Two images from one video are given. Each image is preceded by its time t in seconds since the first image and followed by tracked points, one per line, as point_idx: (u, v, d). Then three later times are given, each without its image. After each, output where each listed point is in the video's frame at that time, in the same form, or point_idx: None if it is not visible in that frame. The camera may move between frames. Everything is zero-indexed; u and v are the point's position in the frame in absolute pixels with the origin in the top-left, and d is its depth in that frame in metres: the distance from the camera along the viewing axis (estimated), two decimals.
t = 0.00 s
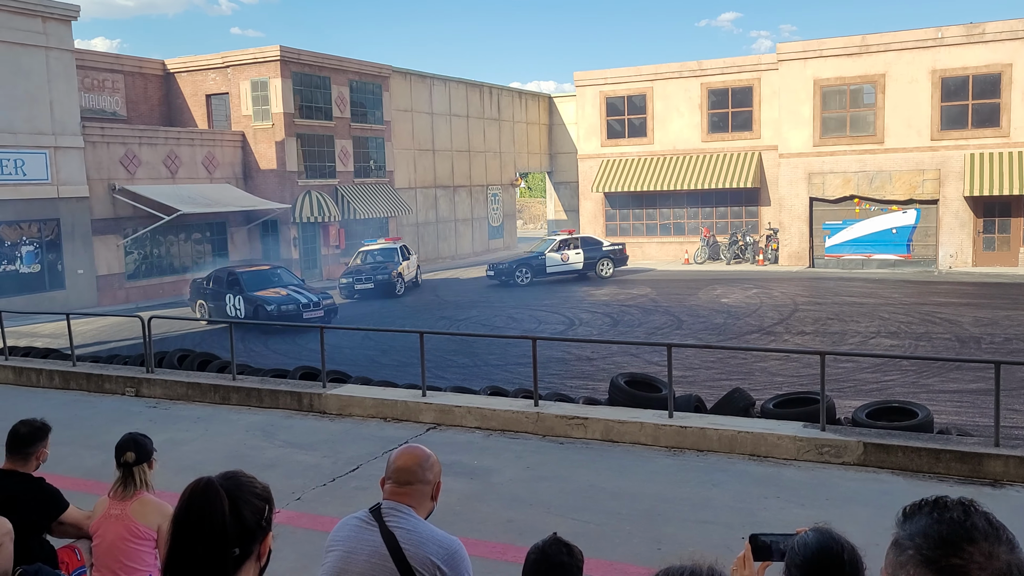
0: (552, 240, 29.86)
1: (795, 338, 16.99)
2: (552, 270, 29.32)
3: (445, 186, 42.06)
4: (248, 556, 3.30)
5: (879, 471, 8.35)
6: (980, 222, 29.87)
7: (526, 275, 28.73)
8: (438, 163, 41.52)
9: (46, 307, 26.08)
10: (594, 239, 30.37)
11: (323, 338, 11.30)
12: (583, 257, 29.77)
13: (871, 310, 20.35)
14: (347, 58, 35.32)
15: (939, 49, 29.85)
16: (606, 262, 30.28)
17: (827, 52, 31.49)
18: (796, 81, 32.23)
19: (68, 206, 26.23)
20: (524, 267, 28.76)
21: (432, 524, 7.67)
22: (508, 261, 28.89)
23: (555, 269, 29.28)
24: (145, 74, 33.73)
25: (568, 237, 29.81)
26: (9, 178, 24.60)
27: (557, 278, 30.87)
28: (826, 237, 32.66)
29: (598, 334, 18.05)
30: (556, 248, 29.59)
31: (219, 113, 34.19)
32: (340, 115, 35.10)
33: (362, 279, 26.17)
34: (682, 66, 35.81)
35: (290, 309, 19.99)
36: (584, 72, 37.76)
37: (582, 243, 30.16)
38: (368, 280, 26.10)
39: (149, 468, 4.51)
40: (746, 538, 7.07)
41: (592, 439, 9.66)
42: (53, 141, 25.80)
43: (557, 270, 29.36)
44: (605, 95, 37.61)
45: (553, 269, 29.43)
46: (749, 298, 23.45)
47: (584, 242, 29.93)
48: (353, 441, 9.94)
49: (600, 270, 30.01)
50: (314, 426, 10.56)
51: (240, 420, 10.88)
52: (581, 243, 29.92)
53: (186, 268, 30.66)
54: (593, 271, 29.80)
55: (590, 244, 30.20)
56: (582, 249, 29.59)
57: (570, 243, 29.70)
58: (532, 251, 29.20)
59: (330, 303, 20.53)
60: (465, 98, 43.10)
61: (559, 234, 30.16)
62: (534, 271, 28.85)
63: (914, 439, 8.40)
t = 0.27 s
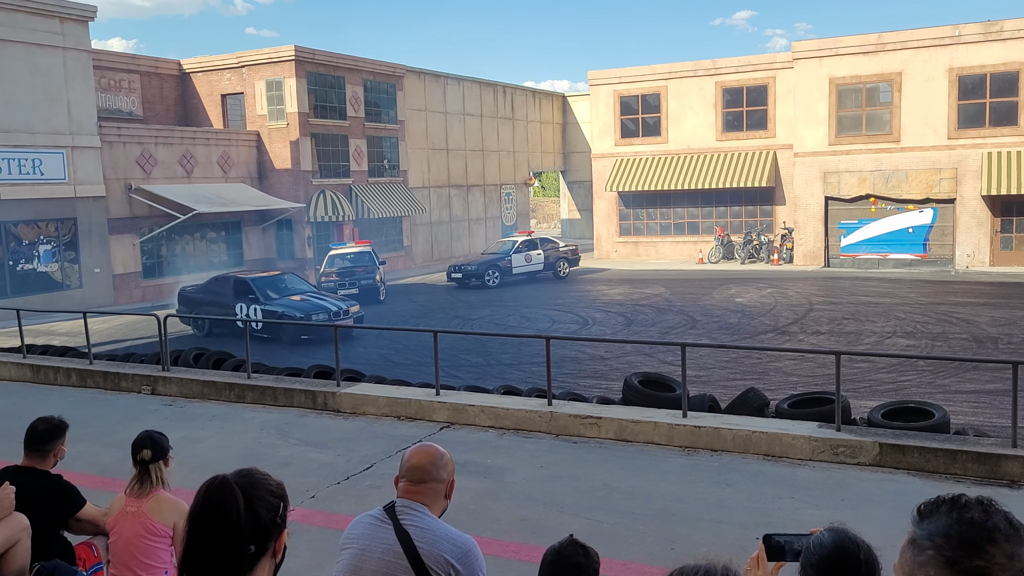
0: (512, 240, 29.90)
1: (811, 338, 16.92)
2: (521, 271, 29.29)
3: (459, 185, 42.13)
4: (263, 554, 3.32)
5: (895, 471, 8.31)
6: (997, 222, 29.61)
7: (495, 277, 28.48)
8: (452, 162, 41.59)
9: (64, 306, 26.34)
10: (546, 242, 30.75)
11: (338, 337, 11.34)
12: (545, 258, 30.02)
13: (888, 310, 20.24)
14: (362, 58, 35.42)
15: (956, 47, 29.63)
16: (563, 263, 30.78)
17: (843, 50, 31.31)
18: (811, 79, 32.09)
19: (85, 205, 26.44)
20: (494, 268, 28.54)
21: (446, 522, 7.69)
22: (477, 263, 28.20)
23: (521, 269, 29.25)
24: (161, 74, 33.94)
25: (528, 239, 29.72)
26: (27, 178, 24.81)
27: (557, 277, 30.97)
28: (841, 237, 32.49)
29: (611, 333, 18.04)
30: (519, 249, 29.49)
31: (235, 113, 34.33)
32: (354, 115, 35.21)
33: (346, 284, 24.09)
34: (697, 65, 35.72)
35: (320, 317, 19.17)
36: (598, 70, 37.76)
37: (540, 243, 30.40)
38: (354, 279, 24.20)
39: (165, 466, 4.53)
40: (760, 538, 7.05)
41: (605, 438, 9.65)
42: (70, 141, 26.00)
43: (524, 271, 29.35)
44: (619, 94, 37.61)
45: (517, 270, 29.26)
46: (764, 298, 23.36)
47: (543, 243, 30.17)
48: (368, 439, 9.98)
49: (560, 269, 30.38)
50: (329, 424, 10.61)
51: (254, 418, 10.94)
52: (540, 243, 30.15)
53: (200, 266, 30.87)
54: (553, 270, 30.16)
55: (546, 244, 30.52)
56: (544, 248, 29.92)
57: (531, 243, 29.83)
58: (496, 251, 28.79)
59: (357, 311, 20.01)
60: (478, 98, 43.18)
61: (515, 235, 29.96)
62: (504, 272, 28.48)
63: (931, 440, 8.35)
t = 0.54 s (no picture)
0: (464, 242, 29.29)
1: (816, 337, 16.90)
2: (479, 272, 28.79)
3: (464, 183, 42.16)
4: (268, 551, 3.33)
5: (900, 471, 8.28)
6: (1003, 221, 29.49)
7: (455, 279, 27.86)
8: (457, 160, 41.63)
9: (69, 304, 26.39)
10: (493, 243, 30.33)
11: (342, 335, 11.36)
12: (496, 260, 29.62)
13: (893, 309, 20.21)
14: (367, 56, 35.46)
15: (963, 45, 29.53)
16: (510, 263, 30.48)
17: (849, 49, 31.25)
18: (816, 78, 32.04)
19: (91, 204, 26.51)
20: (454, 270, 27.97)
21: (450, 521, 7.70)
22: (436, 264, 27.51)
23: (478, 271, 28.71)
24: (167, 73, 34.01)
25: (477, 240, 29.31)
26: (33, 176, 24.88)
27: (562, 277, 30.97)
28: (847, 236, 32.43)
29: (616, 332, 18.04)
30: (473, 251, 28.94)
31: (240, 111, 34.39)
32: (359, 113, 35.24)
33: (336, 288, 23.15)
34: (702, 64, 35.66)
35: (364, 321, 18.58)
36: (603, 69, 37.78)
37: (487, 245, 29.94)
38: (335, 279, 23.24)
39: (170, 464, 4.55)
40: (764, 538, 7.03)
41: (610, 437, 9.65)
42: (76, 139, 26.06)
43: (481, 273, 28.86)
44: (624, 93, 37.61)
45: (475, 271, 28.61)
46: (769, 296, 23.33)
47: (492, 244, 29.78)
48: (372, 437, 9.99)
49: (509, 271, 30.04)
50: (334, 422, 10.62)
51: (259, 416, 10.96)
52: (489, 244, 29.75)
53: (206, 266, 30.92)
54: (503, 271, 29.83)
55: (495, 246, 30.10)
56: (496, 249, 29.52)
57: (483, 245, 29.43)
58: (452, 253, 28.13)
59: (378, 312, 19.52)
60: (483, 96, 43.20)
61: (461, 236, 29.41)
62: (465, 272, 27.91)
63: (936, 439, 8.33)
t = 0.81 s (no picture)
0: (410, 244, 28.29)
1: (815, 335, 16.91)
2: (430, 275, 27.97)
3: (463, 182, 42.18)
4: (264, 550, 3.33)
5: (898, 469, 8.30)
6: (1003, 219, 29.50)
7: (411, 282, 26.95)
8: (457, 158, 41.63)
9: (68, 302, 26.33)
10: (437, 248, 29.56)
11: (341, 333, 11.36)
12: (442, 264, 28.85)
13: (892, 307, 20.22)
14: (366, 54, 35.44)
15: (962, 44, 29.53)
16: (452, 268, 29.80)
17: (849, 47, 31.25)
18: (816, 77, 32.03)
19: (90, 201, 26.50)
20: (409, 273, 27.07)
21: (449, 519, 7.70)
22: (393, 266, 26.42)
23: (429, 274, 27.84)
24: (166, 71, 33.98)
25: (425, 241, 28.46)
26: (32, 174, 24.83)
27: (561, 276, 31.00)
28: (847, 234, 32.44)
29: (616, 331, 18.05)
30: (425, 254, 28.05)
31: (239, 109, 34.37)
32: (359, 111, 35.26)
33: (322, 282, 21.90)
34: (702, 62, 35.62)
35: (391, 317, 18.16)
36: (604, 67, 37.77)
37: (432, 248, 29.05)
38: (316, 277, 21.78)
39: (168, 462, 4.54)
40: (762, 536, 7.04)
41: (609, 435, 9.66)
42: (75, 137, 26.03)
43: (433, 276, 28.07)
44: (624, 91, 37.60)
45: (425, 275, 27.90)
46: (768, 295, 23.34)
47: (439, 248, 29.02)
48: (371, 435, 9.99)
49: (450, 276, 29.30)
50: (333, 421, 10.63)
51: (258, 414, 10.97)
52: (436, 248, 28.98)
53: (204, 263, 30.91)
54: (447, 275, 29.09)
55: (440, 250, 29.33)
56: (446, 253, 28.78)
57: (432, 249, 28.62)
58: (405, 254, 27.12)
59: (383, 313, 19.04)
60: (483, 94, 43.17)
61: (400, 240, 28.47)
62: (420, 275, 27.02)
63: (935, 438, 8.33)
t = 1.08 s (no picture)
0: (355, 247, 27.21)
1: (814, 334, 16.93)
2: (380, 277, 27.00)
3: (463, 180, 42.19)
4: (261, 548, 3.34)
5: (897, 468, 8.31)
6: (1002, 218, 29.52)
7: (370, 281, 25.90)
8: (456, 156, 41.63)
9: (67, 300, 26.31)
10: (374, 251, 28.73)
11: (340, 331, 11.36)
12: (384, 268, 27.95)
13: (891, 306, 20.23)
14: (365, 52, 35.41)
15: (962, 42, 29.53)
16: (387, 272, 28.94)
17: (849, 45, 31.25)
18: (816, 75, 32.03)
19: (89, 199, 26.47)
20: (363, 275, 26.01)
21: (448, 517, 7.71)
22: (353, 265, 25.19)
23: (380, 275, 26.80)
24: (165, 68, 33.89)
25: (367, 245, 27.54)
26: (31, 172, 24.78)
27: (560, 274, 31.03)
28: (845, 233, 32.46)
29: (615, 329, 18.07)
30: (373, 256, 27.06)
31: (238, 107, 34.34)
32: (359, 109, 35.27)
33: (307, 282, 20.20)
34: (701, 60, 35.60)
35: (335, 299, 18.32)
36: (603, 65, 37.76)
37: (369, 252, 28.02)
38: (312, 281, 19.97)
39: (165, 460, 4.54)
40: (761, 534, 7.04)
41: (608, 433, 9.67)
42: (74, 135, 25.99)
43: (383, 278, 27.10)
44: (623, 90, 37.56)
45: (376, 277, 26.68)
46: (767, 293, 23.36)
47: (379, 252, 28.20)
48: (371, 433, 9.99)
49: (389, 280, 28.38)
50: (332, 419, 10.63)
51: (258, 412, 10.97)
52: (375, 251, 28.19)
53: (203, 261, 30.89)
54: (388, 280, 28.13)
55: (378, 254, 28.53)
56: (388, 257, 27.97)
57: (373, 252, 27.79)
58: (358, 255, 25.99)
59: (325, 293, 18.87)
60: (483, 92, 43.13)
61: (340, 242, 26.81)
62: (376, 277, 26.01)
63: (934, 436, 8.34)
